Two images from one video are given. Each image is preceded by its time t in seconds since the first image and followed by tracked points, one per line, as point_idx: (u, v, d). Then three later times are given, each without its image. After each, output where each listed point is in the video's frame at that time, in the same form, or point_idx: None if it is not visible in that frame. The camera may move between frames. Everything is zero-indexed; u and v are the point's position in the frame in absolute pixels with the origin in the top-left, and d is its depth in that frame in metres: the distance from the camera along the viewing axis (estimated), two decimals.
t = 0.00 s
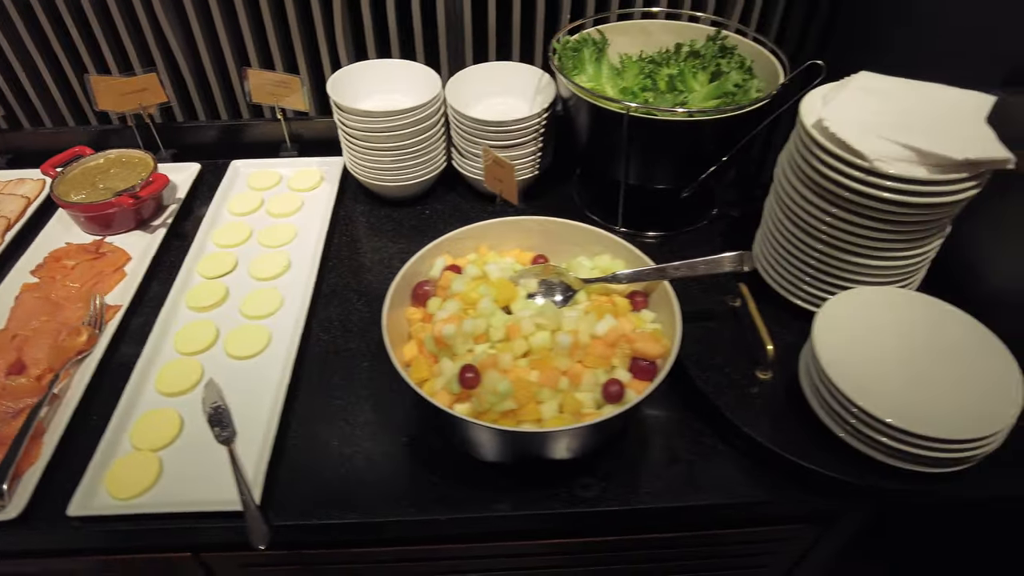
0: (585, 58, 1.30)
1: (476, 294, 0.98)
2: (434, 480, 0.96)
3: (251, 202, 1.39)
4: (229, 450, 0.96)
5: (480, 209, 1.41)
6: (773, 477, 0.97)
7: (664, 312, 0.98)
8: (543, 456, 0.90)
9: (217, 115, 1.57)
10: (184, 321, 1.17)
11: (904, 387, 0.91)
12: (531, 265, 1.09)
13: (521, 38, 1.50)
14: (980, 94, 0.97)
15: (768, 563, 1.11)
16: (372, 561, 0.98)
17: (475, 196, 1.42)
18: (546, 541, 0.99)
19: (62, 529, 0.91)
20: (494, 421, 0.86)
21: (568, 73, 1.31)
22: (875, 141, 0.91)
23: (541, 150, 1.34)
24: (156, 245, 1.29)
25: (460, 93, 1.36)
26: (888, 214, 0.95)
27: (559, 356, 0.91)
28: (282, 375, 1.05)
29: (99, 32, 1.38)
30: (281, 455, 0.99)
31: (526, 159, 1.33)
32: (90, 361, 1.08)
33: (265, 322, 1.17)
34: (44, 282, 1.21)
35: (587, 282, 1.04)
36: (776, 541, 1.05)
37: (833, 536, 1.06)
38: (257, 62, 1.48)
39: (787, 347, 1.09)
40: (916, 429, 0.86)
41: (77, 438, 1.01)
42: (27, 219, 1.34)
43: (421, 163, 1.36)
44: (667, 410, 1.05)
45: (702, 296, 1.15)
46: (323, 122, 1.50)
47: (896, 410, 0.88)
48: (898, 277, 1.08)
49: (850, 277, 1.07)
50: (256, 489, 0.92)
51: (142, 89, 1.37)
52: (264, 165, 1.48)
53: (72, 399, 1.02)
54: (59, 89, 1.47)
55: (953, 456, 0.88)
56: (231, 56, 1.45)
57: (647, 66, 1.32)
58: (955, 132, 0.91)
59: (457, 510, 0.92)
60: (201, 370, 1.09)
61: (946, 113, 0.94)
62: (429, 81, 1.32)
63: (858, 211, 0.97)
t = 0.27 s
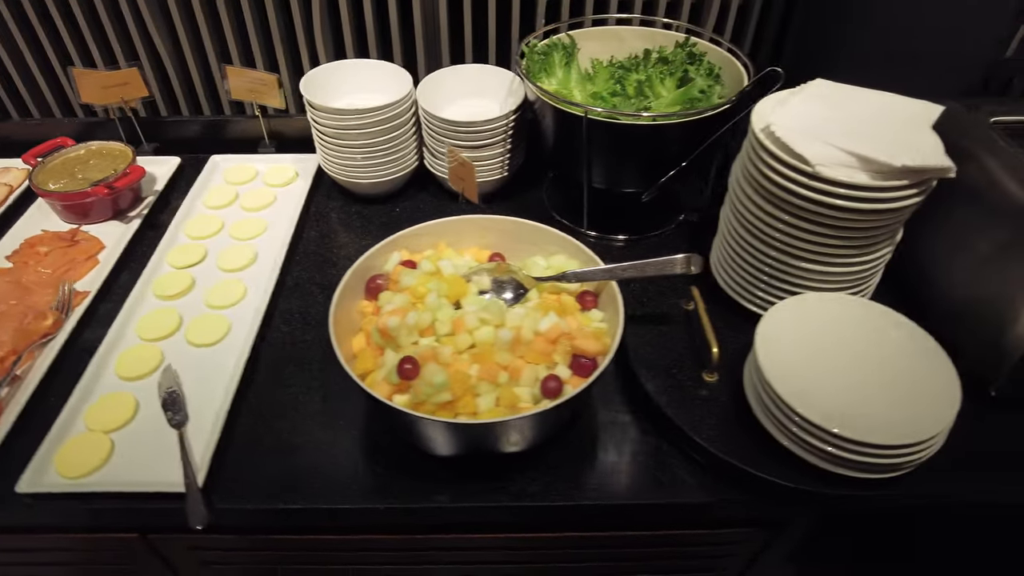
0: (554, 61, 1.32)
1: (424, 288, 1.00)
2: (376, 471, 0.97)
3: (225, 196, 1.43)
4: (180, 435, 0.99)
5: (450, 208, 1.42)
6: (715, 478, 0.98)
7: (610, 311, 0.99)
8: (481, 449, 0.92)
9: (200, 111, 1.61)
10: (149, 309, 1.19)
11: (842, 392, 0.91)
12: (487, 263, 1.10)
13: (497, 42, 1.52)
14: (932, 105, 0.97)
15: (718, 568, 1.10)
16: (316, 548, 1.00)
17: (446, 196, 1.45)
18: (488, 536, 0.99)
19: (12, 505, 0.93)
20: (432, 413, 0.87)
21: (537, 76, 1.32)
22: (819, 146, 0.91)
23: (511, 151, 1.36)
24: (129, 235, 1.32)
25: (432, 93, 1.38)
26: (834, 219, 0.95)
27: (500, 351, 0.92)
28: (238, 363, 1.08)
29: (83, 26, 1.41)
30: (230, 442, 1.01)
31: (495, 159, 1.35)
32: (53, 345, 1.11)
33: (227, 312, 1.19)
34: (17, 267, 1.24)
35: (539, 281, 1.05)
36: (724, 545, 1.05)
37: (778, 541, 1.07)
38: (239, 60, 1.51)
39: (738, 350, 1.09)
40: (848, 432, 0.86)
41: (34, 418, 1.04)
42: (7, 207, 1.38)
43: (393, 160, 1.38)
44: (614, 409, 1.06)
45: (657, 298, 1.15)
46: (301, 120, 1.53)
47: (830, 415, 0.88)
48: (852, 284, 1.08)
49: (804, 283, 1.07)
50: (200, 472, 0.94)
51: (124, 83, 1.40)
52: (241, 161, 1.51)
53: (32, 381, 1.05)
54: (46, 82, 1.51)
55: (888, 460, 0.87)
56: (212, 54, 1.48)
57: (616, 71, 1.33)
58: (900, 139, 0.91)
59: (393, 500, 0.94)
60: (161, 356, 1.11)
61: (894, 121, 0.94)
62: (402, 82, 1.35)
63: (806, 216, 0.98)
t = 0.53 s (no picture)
0: (534, 66, 1.34)
1: (388, 285, 1.02)
2: (336, 464, 0.99)
3: (211, 193, 1.46)
4: (148, 422, 1.01)
5: (432, 210, 1.44)
6: (670, 479, 0.98)
7: (571, 311, 1.00)
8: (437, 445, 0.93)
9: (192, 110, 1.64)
10: (129, 300, 1.22)
11: (797, 398, 0.91)
12: (455, 262, 1.12)
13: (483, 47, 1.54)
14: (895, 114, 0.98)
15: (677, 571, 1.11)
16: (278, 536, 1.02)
17: (427, 197, 1.47)
18: (440, 533, 1.04)
19: None
20: (387, 408, 0.88)
21: (516, 80, 1.34)
22: (778, 152, 0.92)
23: (490, 154, 1.37)
24: (115, 229, 1.35)
25: (414, 96, 1.40)
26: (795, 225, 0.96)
27: (458, 348, 0.94)
28: (209, 355, 1.10)
29: (80, 24, 1.45)
30: (196, 431, 1.03)
31: (474, 161, 1.36)
32: (33, 333, 1.14)
33: (204, 306, 1.22)
34: (4, 257, 1.27)
35: (504, 281, 1.06)
36: (681, 547, 1.05)
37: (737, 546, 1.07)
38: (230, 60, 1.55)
39: (702, 354, 1.09)
40: (800, 437, 0.86)
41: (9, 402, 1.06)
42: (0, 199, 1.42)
43: (375, 161, 1.40)
44: (575, 410, 1.07)
45: (623, 302, 1.17)
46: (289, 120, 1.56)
47: (783, 420, 0.88)
48: (818, 292, 1.08)
49: (770, 290, 1.07)
50: (163, 460, 0.97)
51: (117, 81, 1.44)
52: (230, 159, 1.55)
53: (9, 367, 1.08)
54: (44, 79, 1.55)
55: (841, 466, 0.87)
56: (204, 53, 1.52)
57: (595, 76, 1.35)
58: (859, 147, 0.91)
59: (348, 492, 0.95)
60: (136, 346, 1.14)
61: (855, 130, 0.95)
62: (385, 84, 1.38)
63: (767, 222, 0.98)
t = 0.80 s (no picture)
0: (513, 71, 1.35)
1: (354, 285, 1.03)
2: (300, 461, 1.00)
3: (195, 194, 1.48)
4: (117, 418, 1.02)
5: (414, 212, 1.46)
6: (632, 482, 0.98)
7: (537, 313, 1.01)
8: (395, 446, 0.94)
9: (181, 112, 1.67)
10: (108, 298, 1.24)
11: (758, 402, 0.91)
12: (426, 263, 1.13)
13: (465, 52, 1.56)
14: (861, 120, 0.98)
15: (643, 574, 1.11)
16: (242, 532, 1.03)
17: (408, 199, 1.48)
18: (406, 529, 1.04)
19: None
20: (346, 406, 0.89)
21: (496, 85, 1.35)
22: (739, 156, 0.92)
23: (469, 157, 1.39)
24: (98, 228, 1.38)
25: (395, 100, 1.41)
26: (757, 230, 0.96)
27: (419, 348, 0.95)
28: (182, 353, 1.12)
29: (71, 27, 1.49)
30: (164, 427, 1.04)
31: (453, 164, 1.37)
32: (11, 329, 1.16)
33: (181, 304, 1.23)
34: None
35: (472, 282, 1.06)
36: (646, 552, 1.04)
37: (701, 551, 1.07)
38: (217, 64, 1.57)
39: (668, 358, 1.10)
40: (757, 442, 0.85)
41: None
42: None
43: (357, 164, 1.41)
44: (542, 411, 1.07)
45: (594, 305, 1.17)
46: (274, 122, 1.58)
47: (742, 425, 0.88)
48: (787, 297, 1.08)
49: (738, 295, 1.07)
50: (130, 454, 0.98)
51: (106, 84, 1.47)
52: (216, 161, 1.57)
53: None
54: (36, 81, 1.58)
55: (800, 470, 0.87)
56: (192, 56, 1.55)
57: (573, 81, 1.36)
58: (821, 151, 0.92)
59: (311, 489, 0.96)
60: (112, 343, 1.15)
61: (818, 135, 0.95)
62: (367, 89, 1.39)
63: (730, 227, 0.98)
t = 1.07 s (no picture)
0: (487, 74, 1.35)
1: (318, 285, 1.04)
2: (259, 459, 1.00)
3: (174, 196, 1.49)
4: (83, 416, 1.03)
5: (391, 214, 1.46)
6: (591, 482, 0.97)
7: (499, 313, 1.02)
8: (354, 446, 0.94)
9: (164, 115, 1.69)
10: (82, 298, 1.25)
11: (715, 403, 0.90)
12: (394, 263, 1.14)
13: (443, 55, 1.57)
14: (821, 121, 0.98)
15: None
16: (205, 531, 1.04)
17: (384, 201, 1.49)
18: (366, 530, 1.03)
19: None
20: (303, 405, 0.89)
21: (469, 88, 1.35)
22: (695, 157, 0.92)
23: (444, 159, 1.39)
24: (76, 230, 1.39)
25: (371, 103, 1.42)
26: (715, 231, 0.96)
27: (379, 347, 0.95)
28: (150, 353, 1.12)
29: (54, 31, 1.51)
30: (129, 425, 1.05)
31: (427, 166, 1.38)
32: None
33: (154, 304, 1.24)
34: None
35: (437, 282, 1.06)
36: (607, 553, 1.03)
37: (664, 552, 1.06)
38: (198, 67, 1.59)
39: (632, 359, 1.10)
40: (711, 443, 0.85)
41: None
42: None
43: (333, 166, 1.42)
44: (505, 411, 1.06)
45: (562, 306, 1.18)
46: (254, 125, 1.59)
47: (695, 425, 0.87)
48: (753, 299, 1.07)
49: (702, 297, 1.07)
50: (93, 452, 0.99)
51: (87, 87, 1.48)
52: (196, 163, 1.58)
53: None
54: (20, 83, 1.60)
55: (753, 472, 0.86)
56: (173, 59, 1.56)
57: (547, 84, 1.36)
58: (776, 152, 0.92)
59: (270, 487, 0.97)
60: (83, 342, 1.16)
61: (776, 136, 0.95)
62: (344, 92, 1.40)
63: (691, 228, 0.98)
